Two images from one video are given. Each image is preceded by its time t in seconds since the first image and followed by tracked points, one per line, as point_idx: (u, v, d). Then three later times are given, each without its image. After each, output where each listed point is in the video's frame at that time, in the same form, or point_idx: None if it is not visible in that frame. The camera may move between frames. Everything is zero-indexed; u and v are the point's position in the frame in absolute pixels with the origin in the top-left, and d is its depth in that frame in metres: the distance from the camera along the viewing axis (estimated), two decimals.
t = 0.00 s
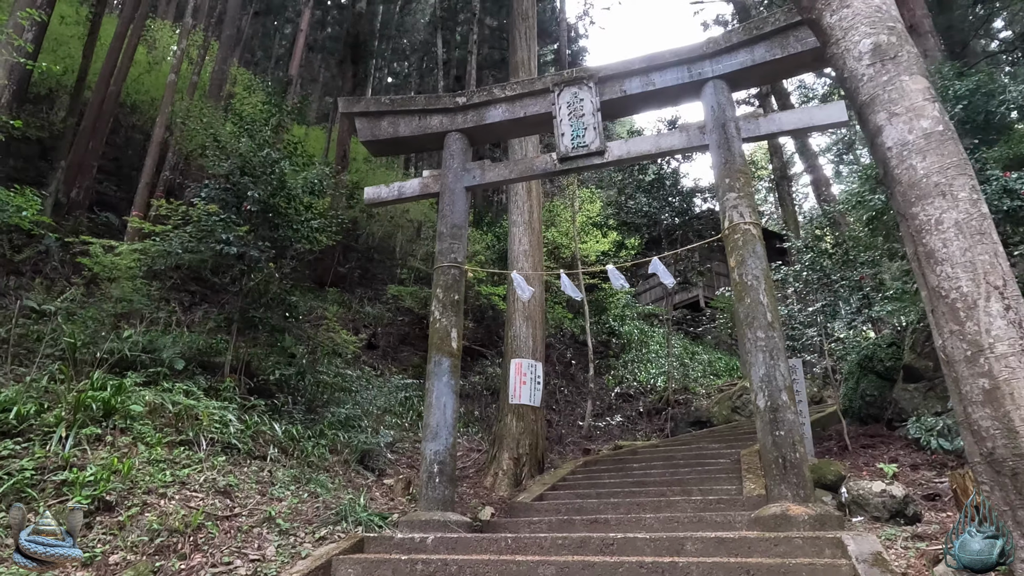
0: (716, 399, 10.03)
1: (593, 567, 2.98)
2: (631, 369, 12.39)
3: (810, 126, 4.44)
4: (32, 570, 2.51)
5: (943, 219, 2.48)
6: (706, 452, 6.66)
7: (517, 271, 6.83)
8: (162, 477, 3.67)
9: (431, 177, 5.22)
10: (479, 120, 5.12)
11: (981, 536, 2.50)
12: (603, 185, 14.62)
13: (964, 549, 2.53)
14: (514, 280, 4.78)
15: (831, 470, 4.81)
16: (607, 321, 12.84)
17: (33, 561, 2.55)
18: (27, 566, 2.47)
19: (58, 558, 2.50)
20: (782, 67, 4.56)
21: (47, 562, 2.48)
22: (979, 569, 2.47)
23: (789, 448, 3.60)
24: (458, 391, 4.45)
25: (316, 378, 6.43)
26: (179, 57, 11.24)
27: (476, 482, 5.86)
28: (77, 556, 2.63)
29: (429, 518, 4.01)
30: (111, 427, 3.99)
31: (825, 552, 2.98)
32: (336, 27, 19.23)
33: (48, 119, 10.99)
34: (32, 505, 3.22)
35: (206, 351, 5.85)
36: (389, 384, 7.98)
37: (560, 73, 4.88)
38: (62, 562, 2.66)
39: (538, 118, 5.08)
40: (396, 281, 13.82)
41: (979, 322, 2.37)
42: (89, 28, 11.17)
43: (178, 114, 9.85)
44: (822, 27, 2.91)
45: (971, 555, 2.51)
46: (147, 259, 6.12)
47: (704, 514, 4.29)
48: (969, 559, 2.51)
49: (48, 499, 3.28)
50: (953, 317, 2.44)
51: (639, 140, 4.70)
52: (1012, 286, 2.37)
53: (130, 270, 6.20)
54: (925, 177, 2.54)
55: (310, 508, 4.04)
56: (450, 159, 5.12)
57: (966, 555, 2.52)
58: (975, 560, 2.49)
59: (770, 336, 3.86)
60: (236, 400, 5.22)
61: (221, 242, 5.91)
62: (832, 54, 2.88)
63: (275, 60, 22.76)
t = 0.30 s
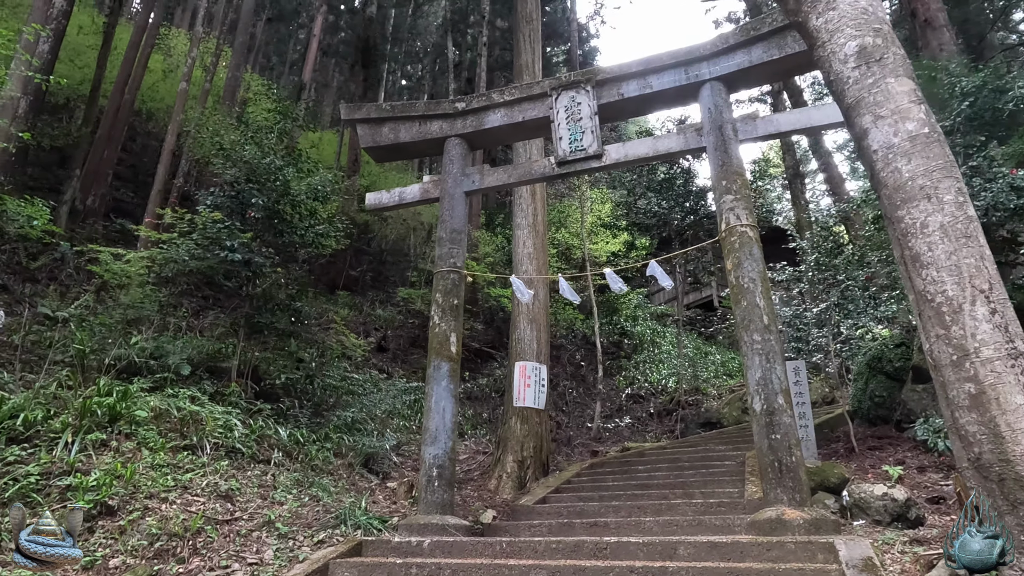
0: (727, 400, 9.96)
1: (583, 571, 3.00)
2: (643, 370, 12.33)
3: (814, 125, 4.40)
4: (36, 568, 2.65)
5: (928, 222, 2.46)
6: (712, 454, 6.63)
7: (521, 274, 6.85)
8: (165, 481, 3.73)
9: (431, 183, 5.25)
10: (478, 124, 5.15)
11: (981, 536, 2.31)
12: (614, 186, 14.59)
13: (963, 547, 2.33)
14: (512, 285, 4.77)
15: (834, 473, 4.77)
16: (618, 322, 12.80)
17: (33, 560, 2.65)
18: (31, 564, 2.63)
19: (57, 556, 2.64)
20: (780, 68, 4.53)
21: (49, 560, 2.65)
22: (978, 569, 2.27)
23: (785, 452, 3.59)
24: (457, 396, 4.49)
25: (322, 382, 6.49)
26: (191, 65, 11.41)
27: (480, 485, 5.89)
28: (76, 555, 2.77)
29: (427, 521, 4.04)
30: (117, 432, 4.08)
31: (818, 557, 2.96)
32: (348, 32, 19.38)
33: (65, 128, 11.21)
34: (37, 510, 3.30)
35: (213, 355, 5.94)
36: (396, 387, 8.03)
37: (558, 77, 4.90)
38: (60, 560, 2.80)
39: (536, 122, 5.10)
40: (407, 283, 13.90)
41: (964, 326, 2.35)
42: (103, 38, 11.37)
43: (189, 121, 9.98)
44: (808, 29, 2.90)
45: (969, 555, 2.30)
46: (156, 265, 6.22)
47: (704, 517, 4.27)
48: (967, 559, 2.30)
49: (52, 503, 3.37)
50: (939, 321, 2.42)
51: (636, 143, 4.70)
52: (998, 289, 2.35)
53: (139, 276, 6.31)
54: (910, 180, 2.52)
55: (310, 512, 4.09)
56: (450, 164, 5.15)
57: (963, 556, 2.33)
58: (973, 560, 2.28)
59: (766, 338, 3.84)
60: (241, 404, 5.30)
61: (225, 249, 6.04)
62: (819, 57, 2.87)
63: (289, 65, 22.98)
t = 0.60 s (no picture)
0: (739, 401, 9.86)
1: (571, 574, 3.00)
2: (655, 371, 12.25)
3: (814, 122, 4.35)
4: (32, 567, 3.04)
5: (909, 223, 2.43)
6: (717, 455, 6.58)
7: (525, 276, 6.86)
8: (164, 485, 3.80)
9: (430, 187, 5.29)
10: (475, 128, 5.17)
11: (980, 535, 2.16)
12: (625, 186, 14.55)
13: (962, 547, 2.18)
14: (510, 287, 4.78)
15: (837, 474, 4.71)
16: (630, 322, 12.75)
17: (33, 560, 2.98)
18: (30, 564, 2.99)
19: (56, 555, 3.01)
20: (776, 67, 4.49)
21: (49, 561, 3.03)
22: (977, 571, 2.12)
23: (779, 453, 3.56)
24: (454, 399, 4.51)
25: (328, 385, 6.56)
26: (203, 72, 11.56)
27: (484, 487, 5.91)
28: (76, 554, 3.09)
29: (424, 524, 4.07)
30: (120, 437, 4.16)
31: (807, 561, 2.93)
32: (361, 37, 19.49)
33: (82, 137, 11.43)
34: (39, 514, 3.38)
35: (220, 360, 6.03)
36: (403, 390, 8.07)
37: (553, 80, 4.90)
38: (64, 562, 3.08)
39: (533, 125, 5.11)
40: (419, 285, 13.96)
41: (945, 327, 2.33)
42: (118, 48, 11.57)
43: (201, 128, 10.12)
44: (790, 29, 2.88)
45: (969, 555, 2.15)
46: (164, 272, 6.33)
47: (701, 520, 4.24)
48: (966, 560, 2.15)
49: (54, 508, 3.45)
50: (921, 323, 2.39)
51: (632, 144, 4.70)
52: (980, 290, 2.33)
53: (148, 283, 6.42)
54: (891, 180, 2.49)
55: (308, 515, 4.13)
56: (447, 168, 5.19)
57: (962, 556, 2.19)
58: (972, 561, 2.13)
59: (760, 339, 3.82)
60: (245, 408, 5.37)
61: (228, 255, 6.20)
62: (801, 57, 2.85)
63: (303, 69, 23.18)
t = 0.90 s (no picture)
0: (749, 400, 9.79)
1: None
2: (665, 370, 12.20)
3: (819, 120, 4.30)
4: (33, 567, 3.13)
5: (888, 223, 2.42)
6: (722, 456, 6.54)
7: (527, 278, 6.87)
8: (164, 488, 3.86)
9: (428, 191, 5.32)
10: (473, 132, 5.20)
11: (980, 536, 1.96)
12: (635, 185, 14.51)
13: (962, 547, 1.96)
14: (506, 290, 4.79)
15: (838, 475, 4.68)
16: (640, 321, 12.70)
17: (32, 560, 3.09)
18: (29, 564, 3.09)
19: (55, 555, 3.10)
20: (772, 64, 4.45)
21: (48, 561, 3.12)
22: (977, 571, 1.90)
23: (771, 455, 3.55)
24: (451, 401, 4.54)
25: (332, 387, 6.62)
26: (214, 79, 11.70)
27: (486, 488, 5.93)
28: (77, 554, 3.18)
29: (421, 526, 4.11)
30: (123, 440, 4.24)
31: (795, 563, 2.91)
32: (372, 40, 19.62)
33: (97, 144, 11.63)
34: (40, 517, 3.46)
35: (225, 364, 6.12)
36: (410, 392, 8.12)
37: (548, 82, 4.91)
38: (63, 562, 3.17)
39: (529, 127, 5.12)
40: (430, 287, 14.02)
41: (924, 329, 2.31)
42: (131, 56, 11.75)
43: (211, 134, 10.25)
44: (772, 30, 2.87)
45: (968, 554, 1.93)
46: (171, 277, 6.44)
47: (699, 521, 4.23)
48: (965, 560, 1.93)
49: (55, 510, 3.53)
50: (900, 324, 2.37)
51: (627, 145, 4.69)
52: (960, 291, 2.30)
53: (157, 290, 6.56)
54: (871, 180, 2.47)
55: (306, 517, 4.18)
56: (445, 172, 5.22)
57: (961, 557, 1.97)
58: (972, 561, 1.92)
59: (754, 340, 3.80)
60: (249, 411, 5.44)
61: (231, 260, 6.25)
62: (783, 57, 2.84)
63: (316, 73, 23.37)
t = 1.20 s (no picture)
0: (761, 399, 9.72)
1: None
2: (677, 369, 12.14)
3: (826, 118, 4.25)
4: (34, 568, 3.07)
5: (867, 224, 2.41)
6: (728, 455, 6.51)
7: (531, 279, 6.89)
8: (167, 490, 3.94)
9: (428, 194, 5.36)
10: (471, 134, 5.23)
11: (979, 535, 1.88)
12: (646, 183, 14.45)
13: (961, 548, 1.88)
14: (504, 292, 4.81)
15: (840, 476, 4.65)
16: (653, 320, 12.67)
17: (32, 560, 3.00)
18: (29, 564, 3.00)
19: (54, 554, 3.03)
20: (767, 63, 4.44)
21: (47, 561, 3.04)
22: (977, 572, 1.83)
23: (765, 456, 3.54)
24: (450, 403, 4.58)
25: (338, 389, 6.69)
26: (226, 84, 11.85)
27: (490, 489, 5.97)
28: (74, 554, 3.12)
29: (418, 527, 4.15)
30: (129, 443, 4.33)
31: (783, 565, 2.91)
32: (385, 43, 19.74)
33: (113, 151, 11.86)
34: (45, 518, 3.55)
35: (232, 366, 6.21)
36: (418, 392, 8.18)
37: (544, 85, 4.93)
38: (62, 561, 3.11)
39: (527, 129, 5.14)
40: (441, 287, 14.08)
41: (903, 330, 2.29)
42: (145, 64, 11.96)
43: (222, 139, 10.40)
44: (753, 31, 2.87)
45: (967, 554, 1.86)
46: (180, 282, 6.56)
47: (696, 522, 4.22)
48: (964, 560, 1.86)
49: (60, 512, 3.62)
50: (880, 325, 2.36)
51: (624, 146, 4.69)
52: (938, 291, 2.29)
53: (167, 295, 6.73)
54: (850, 181, 2.47)
55: (306, 518, 4.24)
56: (444, 175, 5.25)
57: (960, 557, 1.89)
58: (971, 561, 1.84)
59: (747, 341, 3.79)
60: (254, 413, 5.53)
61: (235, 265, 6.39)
62: (765, 58, 2.83)
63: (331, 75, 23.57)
